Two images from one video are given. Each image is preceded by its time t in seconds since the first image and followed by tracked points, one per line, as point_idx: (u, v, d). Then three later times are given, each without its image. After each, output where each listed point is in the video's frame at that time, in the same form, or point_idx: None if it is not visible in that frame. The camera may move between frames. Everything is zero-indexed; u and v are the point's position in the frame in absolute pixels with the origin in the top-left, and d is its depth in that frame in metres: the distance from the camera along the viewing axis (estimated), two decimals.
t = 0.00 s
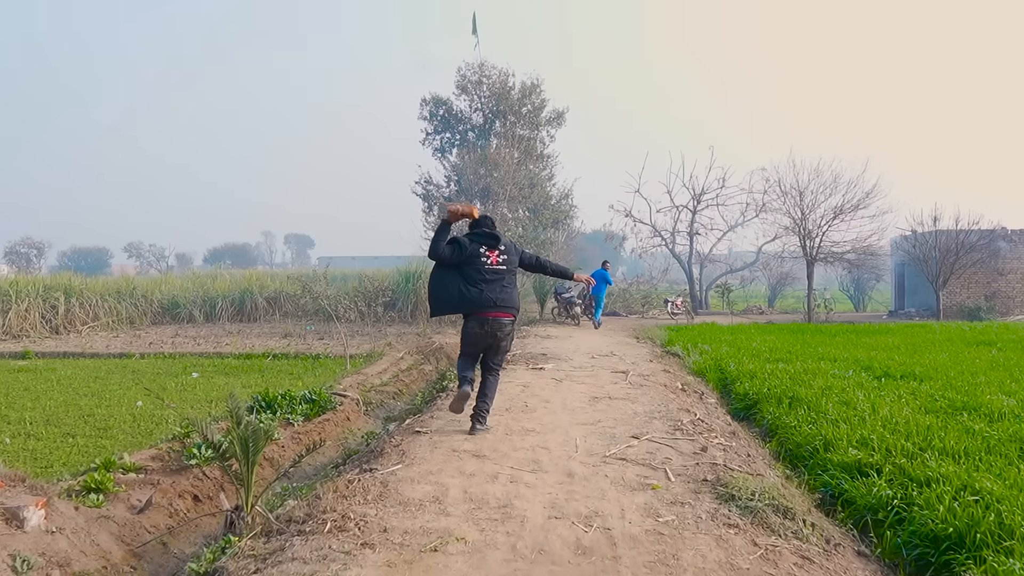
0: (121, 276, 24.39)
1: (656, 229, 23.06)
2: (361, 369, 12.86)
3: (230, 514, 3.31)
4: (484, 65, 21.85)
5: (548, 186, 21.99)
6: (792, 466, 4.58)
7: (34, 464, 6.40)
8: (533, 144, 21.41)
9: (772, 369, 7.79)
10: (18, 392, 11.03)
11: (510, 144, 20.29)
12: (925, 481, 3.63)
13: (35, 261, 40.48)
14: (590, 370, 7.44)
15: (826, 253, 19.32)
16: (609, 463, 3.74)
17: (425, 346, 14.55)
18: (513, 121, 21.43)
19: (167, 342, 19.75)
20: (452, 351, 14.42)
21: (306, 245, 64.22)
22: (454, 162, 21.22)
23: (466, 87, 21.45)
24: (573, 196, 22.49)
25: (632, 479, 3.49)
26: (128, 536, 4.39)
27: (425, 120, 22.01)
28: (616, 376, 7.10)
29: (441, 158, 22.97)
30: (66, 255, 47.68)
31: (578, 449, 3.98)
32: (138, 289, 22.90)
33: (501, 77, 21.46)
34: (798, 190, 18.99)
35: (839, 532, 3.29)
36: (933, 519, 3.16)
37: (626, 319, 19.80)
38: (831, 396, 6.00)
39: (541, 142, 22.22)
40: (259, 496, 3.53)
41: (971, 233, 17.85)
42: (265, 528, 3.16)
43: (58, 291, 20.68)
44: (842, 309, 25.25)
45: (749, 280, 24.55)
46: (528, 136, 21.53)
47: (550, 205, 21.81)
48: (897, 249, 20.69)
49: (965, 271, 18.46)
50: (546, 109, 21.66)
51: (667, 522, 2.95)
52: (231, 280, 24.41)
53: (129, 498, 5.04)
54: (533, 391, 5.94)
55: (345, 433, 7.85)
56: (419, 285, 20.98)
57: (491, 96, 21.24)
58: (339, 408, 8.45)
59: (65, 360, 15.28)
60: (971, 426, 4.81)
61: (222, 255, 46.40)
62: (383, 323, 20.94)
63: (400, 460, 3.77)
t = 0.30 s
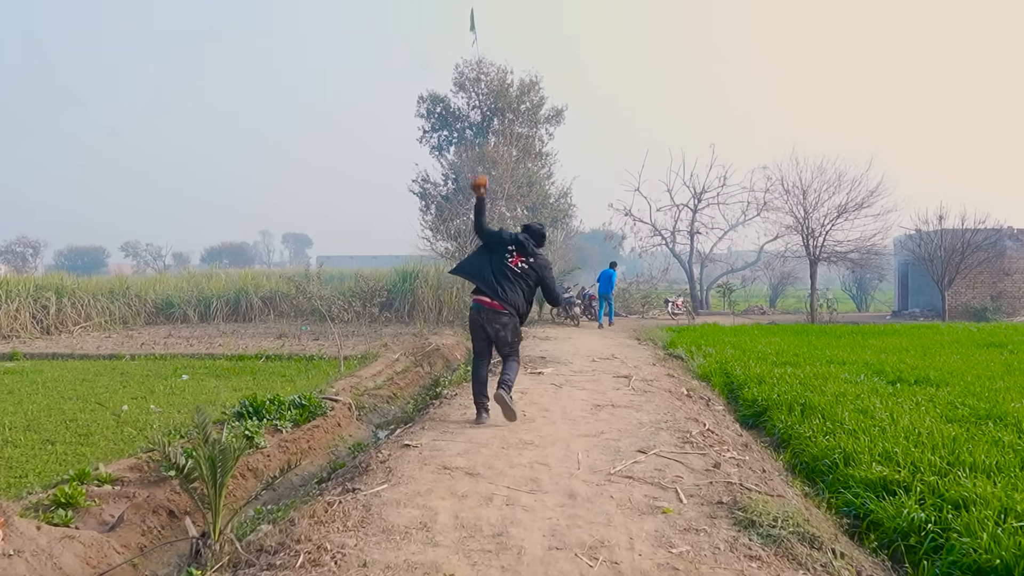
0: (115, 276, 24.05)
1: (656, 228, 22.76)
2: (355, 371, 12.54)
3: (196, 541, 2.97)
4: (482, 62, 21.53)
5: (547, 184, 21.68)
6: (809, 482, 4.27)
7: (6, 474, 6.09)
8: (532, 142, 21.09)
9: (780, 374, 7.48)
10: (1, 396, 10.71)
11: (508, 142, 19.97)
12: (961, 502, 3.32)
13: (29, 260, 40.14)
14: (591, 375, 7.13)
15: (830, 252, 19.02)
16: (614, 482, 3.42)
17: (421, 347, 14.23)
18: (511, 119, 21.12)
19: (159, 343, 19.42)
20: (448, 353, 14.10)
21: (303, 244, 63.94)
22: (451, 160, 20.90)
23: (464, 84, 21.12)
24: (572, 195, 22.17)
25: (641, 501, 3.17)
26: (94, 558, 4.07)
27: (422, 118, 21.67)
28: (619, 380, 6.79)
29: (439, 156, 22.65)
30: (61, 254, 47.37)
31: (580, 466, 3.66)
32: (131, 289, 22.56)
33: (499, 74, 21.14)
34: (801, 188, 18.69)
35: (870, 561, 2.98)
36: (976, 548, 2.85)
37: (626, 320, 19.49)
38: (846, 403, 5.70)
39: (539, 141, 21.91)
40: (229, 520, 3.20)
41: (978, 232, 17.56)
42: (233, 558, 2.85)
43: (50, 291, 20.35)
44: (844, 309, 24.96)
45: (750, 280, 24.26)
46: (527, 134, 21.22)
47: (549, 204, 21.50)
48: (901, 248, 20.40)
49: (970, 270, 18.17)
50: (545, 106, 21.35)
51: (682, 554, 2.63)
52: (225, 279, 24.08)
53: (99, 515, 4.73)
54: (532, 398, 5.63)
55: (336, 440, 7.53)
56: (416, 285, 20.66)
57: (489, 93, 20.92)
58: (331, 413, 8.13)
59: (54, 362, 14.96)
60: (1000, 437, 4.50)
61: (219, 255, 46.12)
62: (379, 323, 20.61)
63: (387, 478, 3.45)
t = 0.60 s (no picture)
0: (107, 275, 23.69)
1: (655, 227, 22.46)
2: (347, 373, 12.24)
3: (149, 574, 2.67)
4: (478, 59, 21.20)
5: (544, 183, 21.37)
6: (826, 497, 3.97)
7: None
8: (529, 140, 20.78)
9: (787, 377, 7.17)
10: None
11: (505, 140, 19.65)
12: (1000, 524, 3.03)
13: (22, 259, 39.75)
14: (589, 379, 6.82)
15: (831, 251, 18.72)
16: (616, 502, 3.11)
17: (415, 348, 13.92)
18: (508, 116, 20.79)
19: (149, 343, 19.08)
20: (443, 354, 13.78)
21: (300, 243, 63.64)
22: (447, 157, 20.58)
23: (460, 81, 20.77)
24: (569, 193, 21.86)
25: (647, 525, 2.86)
26: None
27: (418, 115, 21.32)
28: (618, 385, 6.48)
29: (435, 154, 22.32)
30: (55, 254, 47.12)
31: (579, 483, 3.34)
32: (123, 288, 22.21)
33: (496, 71, 20.81)
34: (803, 186, 18.39)
35: None
36: None
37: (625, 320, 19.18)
38: (859, 409, 5.40)
39: (537, 138, 21.59)
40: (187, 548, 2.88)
41: (982, 230, 17.26)
42: None
43: (39, 291, 19.99)
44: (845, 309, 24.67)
45: (749, 279, 23.97)
46: (523, 131, 20.90)
47: (546, 202, 21.19)
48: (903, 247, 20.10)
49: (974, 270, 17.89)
50: (542, 104, 21.04)
51: None
52: (218, 278, 23.75)
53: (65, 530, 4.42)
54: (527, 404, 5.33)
55: (325, 446, 7.22)
56: (411, 284, 20.34)
57: (486, 90, 20.58)
58: (320, 418, 7.82)
59: (40, 363, 14.63)
60: None
61: (215, 254, 45.76)
62: (374, 323, 20.28)
63: (365, 498, 3.14)
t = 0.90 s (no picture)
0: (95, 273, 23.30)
1: (652, 225, 22.15)
2: (337, 374, 11.91)
3: None
4: (472, 55, 20.86)
5: (539, 181, 21.05)
6: (844, 516, 3.68)
7: None
8: (524, 137, 20.45)
9: (792, 380, 6.87)
10: None
11: (500, 136, 19.32)
12: None
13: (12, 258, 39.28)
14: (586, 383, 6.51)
15: (830, 250, 18.44)
16: (619, 527, 2.80)
17: (407, 349, 13.58)
18: (503, 113, 20.45)
19: (138, 343, 18.73)
20: (436, 355, 13.45)
21: (295, 241, 63.23)
22: (441, 155, 20.23)
23: (454, 77, 20.42)
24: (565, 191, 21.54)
25: (654, 555, 2.55)
26: None
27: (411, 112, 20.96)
28: (617, 390, 6.17)
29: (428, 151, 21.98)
30: (46, 253, 46.65)
31: (577, 504, 3.03)
32: (112, 287, 21.82)
33: (491, 67, 20.48)
34: (802, 184, 18.10)
35: None
36: None
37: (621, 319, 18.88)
38: (871, 416, 5.10)
39: (532, 136, 21.27)
40: None
41: (984, 229, 16.99)
42: None
43: (25, 290, 19.62)
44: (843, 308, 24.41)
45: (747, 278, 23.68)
46: (518, 128, 20.57)
47: (541, 200, 20.87)
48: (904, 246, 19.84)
49: (976, 269, 17.62)
50: (537, 100, 20.72)
51: None
52: (209, 277, 23.38)
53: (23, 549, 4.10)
54: (520, 411, 5.02)
55: (310, 454, 6.89)
56: (405, 283, 19.99)
57: (480, 87, 20.25)
58: (305, 424, 7.49)
59: (23, 364, 14.28)
60: None
61: (209, 252, 45.33)
62: (366, 323, 19.94)
63: (338, 523, 2.82)
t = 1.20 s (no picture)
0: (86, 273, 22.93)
1: (650, 224, 21.84)
2: (328, 376, 11.61)
3: None
4: (468, 52, 20.56)
5: (536, 179, 20.74)
6: (867, 539, 3.38)
7: None
8: (520, 135, 20.14)
9: (800, 385, 6.58)
10: None
11: (496, 134, 18.99)
12: None
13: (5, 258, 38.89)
14: (583, 388, 6.21)
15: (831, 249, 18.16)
16: (624, 558, 2.50)
17: (401, 351, 13.27)
18: (499, 110, 20.14)
19: (127, 344, 18.39)
20: (430, 357, 13.15)
21: (291, 241, 62.87)
22: (436, 153, 19.91)
23: (450, 74, 20.11)
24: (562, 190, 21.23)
25: None
26: None
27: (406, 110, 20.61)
28: (617, 395, 5.87)
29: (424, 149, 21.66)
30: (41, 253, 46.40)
31: (575, 529, 2.73)
32: (103, 287, 21.47)
33: (487, 64, 20.17)
34: (802, 182, 17.82)
35: None
36: None
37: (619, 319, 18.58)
38: (888, 424, 4.82)
39: (528, 134, 20.97)
40: None
41: (988, 228, 16.72)
42: None
43: (14, 289, 19.28)
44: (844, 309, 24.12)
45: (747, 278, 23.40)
46: (515, 126, 20.26)
47: (538, 199, 20.56)
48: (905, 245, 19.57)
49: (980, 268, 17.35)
50: (534, 98, 20.42)
51: None
52: (203, 276, 23.04)
53: None
54: (514, 419, 4.71)
55: (295, 462, 6.57)
56: (400, 283, 19.66)
57: (476, 84, 19.94)
58: (291, 430, 7.17)
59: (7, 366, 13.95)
60: None
61: (205, 251, 44.99)
62: (360, 324, 19.62)
63: (306, 555, 2.51)
